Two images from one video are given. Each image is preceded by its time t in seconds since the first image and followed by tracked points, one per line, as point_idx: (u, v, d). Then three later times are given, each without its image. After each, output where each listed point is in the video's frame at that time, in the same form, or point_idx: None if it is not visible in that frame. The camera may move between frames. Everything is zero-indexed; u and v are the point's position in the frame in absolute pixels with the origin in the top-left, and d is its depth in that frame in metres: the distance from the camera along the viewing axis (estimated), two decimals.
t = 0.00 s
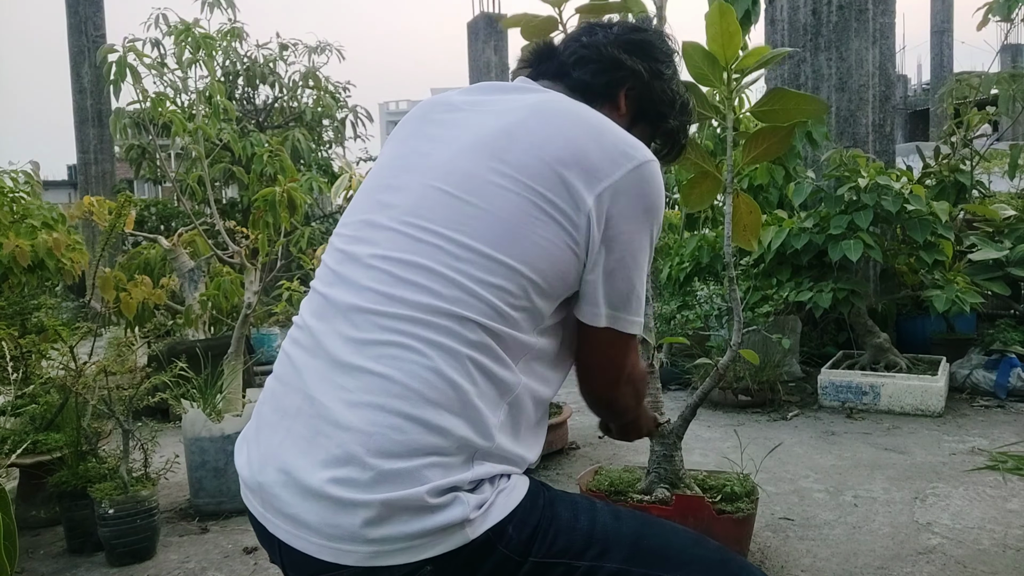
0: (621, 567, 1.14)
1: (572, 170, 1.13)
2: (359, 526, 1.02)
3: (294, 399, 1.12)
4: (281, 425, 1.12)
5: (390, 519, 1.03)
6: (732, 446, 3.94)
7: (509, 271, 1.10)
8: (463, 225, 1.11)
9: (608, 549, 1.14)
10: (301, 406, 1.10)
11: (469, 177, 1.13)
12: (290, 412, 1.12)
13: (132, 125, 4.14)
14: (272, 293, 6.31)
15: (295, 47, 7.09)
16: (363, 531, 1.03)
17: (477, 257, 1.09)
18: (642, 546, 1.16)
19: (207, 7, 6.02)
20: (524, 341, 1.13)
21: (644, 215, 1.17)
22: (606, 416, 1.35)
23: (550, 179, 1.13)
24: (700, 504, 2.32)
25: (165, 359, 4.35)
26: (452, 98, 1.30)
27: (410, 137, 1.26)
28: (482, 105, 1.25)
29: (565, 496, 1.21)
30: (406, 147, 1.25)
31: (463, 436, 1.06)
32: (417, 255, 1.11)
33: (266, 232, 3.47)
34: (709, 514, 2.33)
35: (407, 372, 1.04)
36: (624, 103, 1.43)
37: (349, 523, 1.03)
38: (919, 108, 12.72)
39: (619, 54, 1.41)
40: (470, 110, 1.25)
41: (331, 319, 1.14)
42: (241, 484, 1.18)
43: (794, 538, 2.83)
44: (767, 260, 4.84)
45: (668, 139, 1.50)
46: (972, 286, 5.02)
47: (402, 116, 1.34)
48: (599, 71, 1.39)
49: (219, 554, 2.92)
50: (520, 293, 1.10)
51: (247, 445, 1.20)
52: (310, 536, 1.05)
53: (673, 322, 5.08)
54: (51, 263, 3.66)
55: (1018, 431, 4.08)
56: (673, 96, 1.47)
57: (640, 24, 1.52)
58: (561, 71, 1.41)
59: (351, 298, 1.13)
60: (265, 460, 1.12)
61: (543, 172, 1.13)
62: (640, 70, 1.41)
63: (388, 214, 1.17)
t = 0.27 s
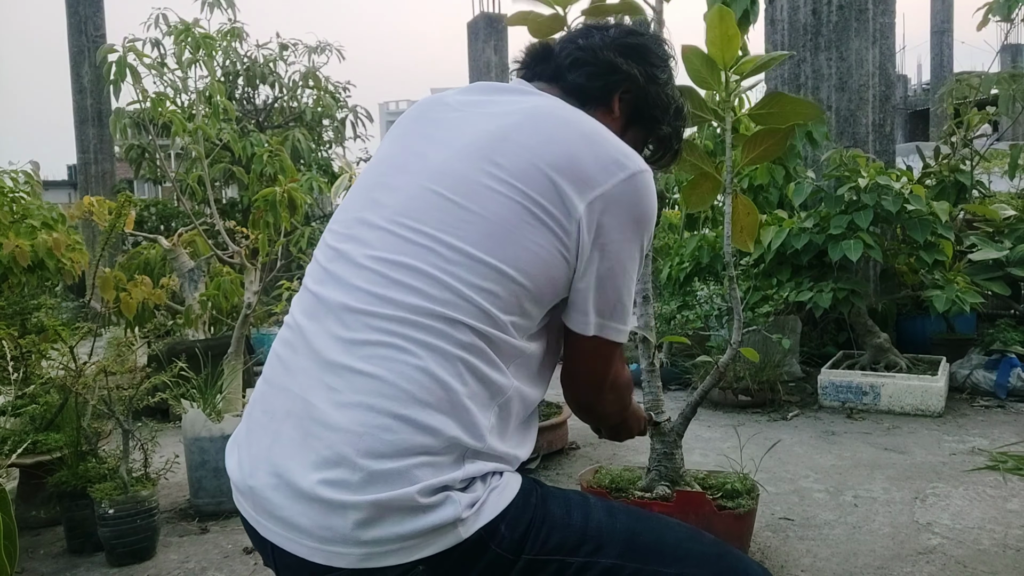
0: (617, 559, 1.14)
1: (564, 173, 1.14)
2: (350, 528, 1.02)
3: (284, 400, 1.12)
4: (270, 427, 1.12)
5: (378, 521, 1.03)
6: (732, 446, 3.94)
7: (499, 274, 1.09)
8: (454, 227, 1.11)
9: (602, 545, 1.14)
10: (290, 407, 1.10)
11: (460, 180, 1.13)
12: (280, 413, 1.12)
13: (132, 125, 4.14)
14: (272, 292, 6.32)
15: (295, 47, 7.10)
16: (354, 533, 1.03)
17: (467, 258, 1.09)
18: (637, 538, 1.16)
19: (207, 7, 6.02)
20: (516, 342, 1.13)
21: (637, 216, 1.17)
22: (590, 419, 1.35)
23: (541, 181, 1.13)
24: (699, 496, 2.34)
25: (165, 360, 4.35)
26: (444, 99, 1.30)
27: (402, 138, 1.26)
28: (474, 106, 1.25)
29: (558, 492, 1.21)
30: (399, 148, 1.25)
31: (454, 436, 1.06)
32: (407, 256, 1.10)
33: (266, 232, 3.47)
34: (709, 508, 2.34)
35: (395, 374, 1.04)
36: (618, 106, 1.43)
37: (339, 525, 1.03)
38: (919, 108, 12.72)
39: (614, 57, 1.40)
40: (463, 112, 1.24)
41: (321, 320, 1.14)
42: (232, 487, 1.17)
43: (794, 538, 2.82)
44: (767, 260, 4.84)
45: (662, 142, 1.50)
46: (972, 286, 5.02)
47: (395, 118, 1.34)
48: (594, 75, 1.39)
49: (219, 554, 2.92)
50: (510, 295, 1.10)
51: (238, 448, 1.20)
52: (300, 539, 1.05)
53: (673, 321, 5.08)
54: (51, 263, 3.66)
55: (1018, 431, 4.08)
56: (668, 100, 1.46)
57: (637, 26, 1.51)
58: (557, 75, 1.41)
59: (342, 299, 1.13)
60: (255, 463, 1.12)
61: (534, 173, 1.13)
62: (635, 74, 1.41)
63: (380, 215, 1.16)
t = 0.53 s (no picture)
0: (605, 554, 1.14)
1: (563, 166, 1.13)
2: (343, 517, 1.02)
3: (281, 390, 1.12)
4: (266, 417, 1.12)
5: (367, 513, 1.02)
6: (732, 446, 3.94)
7: (496, 265, 1.09)
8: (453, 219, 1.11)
9: (592, 533, 1.14)
10: (287, 397, 1.10)
11: (460, 171, 1.13)
12: (275, 403, 1.12)
13: (132, 125, 4.14)
14: (272, 292, 6.32)
15: (295, 47, 7.10)
16: (347, 522, 1.03)
17: (463, 250, 1.08)
18: (624, 536, 1.15)
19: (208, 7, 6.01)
20: (512, 335, 1.12)
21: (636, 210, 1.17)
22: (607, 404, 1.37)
23: (541, 174, 1.12)
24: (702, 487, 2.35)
25: (165, 360, 4.35)
26: (450, 94, 1.31)
27: (406, 132, 1.27)
28: (478, 101, 1.26)
29: (553, 483, 1.20)
30: (402, 141, 1.25)
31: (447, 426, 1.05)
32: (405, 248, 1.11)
33: (266, 232, 3.47)
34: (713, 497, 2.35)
35: (387, 364, 1.04)
36: (612, 105, 1.43)
37: (332, 514, 1.03)
38: (919, 108, 12.72)
39: (608, 56, 1.40)
40: (466, 108, 1.24)
41: (319, 311, 1.14)
42: (229, 475, 1.18)
43: (794, 538, 2.82)
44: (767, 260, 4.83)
45: (657, 140, 1.50)
46: (972, 286, 5.01)
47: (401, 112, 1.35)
48: (587, 73, 1.39)
49: (219, 554, 2.92)
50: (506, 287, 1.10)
51: (235, 437, 1.20)
52: (292, 530, 1.05)
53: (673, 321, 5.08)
54: (51, 263, 3.66)
55: (1019, 431, 4.08)
56: (662, 98, 1.46)
57: (632, 25, 1.51)
58: (551, 73, 1.41)
59: (340, 291, 1.13)
60: (251, 452, 1.12)
61: (533, 166, 1.13)
62: (627, 73, 1.41)
63: (381, 209, 1.16)
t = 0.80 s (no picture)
0: (518, 414, 1.10)
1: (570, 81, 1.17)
2: (270, 303, 1.03)
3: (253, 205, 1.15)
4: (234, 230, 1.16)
5: (299, 297, 1.02)
6: (732, 446, 3.94)
7: (475, 134, 1.11)
8: (448, 82, 1.16)
9: (512, 390, 1.11)
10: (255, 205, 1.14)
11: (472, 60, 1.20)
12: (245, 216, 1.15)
13: (133, 125, 4.15)
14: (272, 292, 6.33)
15: (295, 47, 7.10)
16: (272, 310, 1.03)
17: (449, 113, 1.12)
18: (544, 396, 1.12)
19: (208, 8, 6.00)
20: (480, 219, 1.12)
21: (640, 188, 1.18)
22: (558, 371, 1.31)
23: (542, 70, 1.17)
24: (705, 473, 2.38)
25: (165, 360, 4.35)
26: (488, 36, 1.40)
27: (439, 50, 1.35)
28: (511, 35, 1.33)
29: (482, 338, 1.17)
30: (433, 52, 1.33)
31: (388, 250, 1.05)
32: (399, 97, 1.16)
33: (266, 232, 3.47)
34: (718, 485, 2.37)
35: (356, 180, 1.07)
36: (653, 86, 1.42)
37: (261, 297, 1.04)
38: (918, 107, 12.73)
39: (657, 37, 1.39)
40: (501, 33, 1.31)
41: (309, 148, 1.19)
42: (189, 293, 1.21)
43: (794, 538, 2.82)
44: (767, 259, 4.83)
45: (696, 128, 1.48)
46: (972, 286, 5.02)
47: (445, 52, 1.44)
48: (634, 51, 1.39)
49: (219, 554, 2.91)
50: (480, 160, 1.11)
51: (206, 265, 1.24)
52: (222, 317, 1.05)
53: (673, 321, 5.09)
54: (51, 263, 3.66)
55: (1019, 431, 4.08)
56: (709, 89, 1.44)
57: (693, 11, 1.49)
58: (601, 46, 1.42)
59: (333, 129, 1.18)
60: (211, 257, 1.16)
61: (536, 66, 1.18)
62: (673, 57, 1.39)
63: (395, 78, 1.23)
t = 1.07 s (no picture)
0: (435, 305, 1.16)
1: None
2: (228, 111, 1.22)
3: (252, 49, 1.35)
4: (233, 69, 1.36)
5: (255, 105, 1.20)
6: (732, 446, 3.94)
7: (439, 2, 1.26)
8: None
9: (418, 251, 1.18)
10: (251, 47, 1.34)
11: None
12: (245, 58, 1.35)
13: (133, 125, 4.15)
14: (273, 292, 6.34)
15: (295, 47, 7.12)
16: (229, 115, 1.21)
17: None
18: (467, 297, 1.18)
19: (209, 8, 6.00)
20: (424, 75, 1.23)
21: (633, 79, 1.23)
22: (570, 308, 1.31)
23: None
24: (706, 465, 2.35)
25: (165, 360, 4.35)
26: None
27: None
28: None
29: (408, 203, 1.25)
30: None
31: (330, 89, 1.20)
32: None
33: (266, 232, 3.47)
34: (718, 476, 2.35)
35: (332, 29, 1.26)
36: (655, 8, 1.45)
37: (225, 106, 1.23)
38: (918, 108, 12.74)
39: None
40: None
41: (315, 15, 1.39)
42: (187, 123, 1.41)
43: (794, 538, 2.82)
44: (768, 259, 4.84)
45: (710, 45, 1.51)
46: (972, 286, 5.02)
47: None
48: None
49: (219, 554, 2.91)
50: (442, 23, 1.24)
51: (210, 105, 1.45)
52: (198, 116, 1.25)
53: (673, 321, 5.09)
54: (51, 263, 3.66)
55: (1019, 431, 4.08)
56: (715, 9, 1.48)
57: None
58: None
59: None
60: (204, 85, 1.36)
61: None
62: None
63: None
